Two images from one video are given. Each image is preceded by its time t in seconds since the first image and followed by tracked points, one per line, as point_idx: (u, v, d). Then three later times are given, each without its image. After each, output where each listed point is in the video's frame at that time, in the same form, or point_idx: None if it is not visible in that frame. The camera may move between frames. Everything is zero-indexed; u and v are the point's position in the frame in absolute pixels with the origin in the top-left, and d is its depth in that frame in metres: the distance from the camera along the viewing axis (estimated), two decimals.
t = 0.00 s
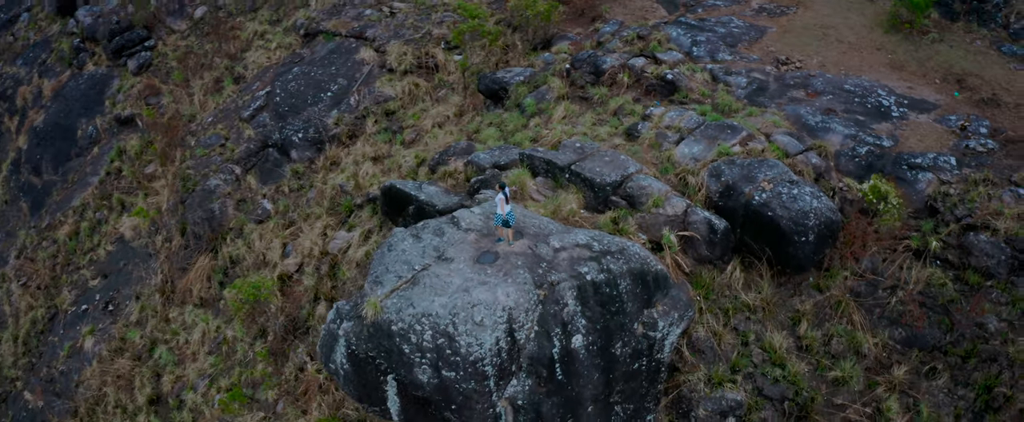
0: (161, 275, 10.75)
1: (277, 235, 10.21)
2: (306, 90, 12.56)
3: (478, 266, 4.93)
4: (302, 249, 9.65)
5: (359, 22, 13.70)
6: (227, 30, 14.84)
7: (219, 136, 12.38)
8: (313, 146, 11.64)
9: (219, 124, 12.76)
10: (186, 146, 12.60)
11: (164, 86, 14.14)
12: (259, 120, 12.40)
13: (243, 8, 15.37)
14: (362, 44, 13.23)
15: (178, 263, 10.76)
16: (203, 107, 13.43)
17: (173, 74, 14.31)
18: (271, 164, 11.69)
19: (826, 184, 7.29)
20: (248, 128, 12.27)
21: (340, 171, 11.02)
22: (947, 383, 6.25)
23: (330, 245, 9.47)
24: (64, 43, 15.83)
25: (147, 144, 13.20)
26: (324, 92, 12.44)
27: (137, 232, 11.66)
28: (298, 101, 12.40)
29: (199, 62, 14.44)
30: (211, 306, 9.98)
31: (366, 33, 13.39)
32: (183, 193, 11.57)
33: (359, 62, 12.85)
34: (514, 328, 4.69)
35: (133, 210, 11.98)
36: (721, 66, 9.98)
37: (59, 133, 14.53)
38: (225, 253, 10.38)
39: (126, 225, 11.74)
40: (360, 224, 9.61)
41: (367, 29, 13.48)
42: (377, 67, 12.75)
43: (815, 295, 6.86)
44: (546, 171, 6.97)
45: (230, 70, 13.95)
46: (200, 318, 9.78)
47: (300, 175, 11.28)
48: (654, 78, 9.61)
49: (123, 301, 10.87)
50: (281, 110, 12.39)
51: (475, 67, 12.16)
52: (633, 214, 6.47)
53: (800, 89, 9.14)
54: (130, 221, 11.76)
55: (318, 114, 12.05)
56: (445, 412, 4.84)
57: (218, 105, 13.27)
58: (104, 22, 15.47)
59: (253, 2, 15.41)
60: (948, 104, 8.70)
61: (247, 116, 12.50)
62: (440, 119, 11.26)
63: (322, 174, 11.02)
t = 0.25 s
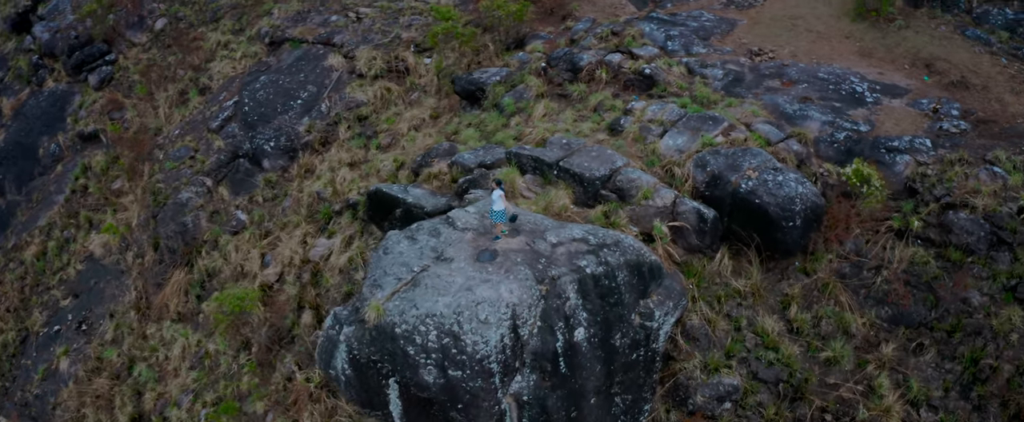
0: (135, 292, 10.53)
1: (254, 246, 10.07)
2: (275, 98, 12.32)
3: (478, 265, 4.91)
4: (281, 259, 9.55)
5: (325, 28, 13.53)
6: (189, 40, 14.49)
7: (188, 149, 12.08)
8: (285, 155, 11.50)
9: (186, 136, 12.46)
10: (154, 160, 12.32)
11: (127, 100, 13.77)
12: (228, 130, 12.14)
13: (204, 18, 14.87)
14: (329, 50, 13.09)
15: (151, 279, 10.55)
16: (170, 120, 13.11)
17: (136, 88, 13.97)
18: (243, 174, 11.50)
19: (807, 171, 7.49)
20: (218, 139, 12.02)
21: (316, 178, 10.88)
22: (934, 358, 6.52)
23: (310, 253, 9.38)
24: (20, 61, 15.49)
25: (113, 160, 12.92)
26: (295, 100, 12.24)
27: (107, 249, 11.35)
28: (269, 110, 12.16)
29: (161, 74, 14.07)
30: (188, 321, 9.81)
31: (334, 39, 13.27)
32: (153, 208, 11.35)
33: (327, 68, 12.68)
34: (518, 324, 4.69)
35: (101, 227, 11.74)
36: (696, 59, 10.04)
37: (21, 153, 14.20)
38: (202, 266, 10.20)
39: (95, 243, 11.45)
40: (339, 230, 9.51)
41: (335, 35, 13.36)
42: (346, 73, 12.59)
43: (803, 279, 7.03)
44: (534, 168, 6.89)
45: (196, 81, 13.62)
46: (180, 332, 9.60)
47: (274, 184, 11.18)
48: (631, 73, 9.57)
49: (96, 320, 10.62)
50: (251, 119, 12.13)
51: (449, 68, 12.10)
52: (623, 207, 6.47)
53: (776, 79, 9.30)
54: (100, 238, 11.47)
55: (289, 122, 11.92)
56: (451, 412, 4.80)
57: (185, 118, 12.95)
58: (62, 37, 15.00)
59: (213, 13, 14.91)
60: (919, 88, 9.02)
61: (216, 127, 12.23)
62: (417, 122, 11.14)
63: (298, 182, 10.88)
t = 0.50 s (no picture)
0: (115, 308, 10.38)
1: (237, 256, 9.99)
2: (251, 107, 12.24)
3: (483, 263, 4.90)
4: (266, 268, 9.49)
5: (297, 35, 13.46)
6: (158, 51, 14.28)
7: (163, 162, 11.80)
8: (264, 164, 11.29)
9: (160, 149, 12.15)
10: (128, 173, 12.06)
11: (96, 114, 13.48)
12: (203, 141, 11.93)
13: (172, 29, 14.74)
14: (304, 58, 12.99)
15: (131, 294, 10.37)
16: (142, 133, 12.81)
17: (105, 101, 13.67)
18: (220, 184, 11.29)
19: (795, 160, 7.66)
20: (193, 151, 11.79)
21: (297, 185, 10.81)
22: (925, 337, 6.79)
23: (297, 260, 9.42)
24: None
25: (84, 175, 12.66)
26: (271, 108, 12.14)
27: (83, 266, 11.17)
28: (244, 119, 12.07)
29: (130, 86, 13.78)
30: (172, 336, 9.65)
31: (307, 46, 13.20)
32: (131, 223, 11.04)
33: (302, 75, 12.56)
34: (527, 320, 4.70)
35: (76, 244, 11.52)
36: (677, 54, 10.10)
37: None
38: (183, 279, 10.04)
39: (71, 260, 11.26)
40: (326, 237, 9.59)
41: (308, 42, 13.31)
42: (321, 79, 12.48)
43: (795, 265, 7.25)
44: (527, 166, 6.90)
45: (167, 93, 13.37)
46: (165, 347, 9.45)
47: (253, 193, 11.04)
48: (615, 70, 9.61)
49: (76, 338, 10.42)
50: (226, 129, 12.02)
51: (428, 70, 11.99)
52: (618, 202, 6.52)
53: (757, 71, 9.43)
54: (75, 255, 11.32)
55: (265, 130, 11.79)
56: (461, 412, 4.78)
57: (157, 130, 12.67)
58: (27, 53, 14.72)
59: (181, 23, 14.80)
60: (897, 76, 9.27)
61: (190, 139, 11.98)
62: (399, 126, 11.06)
63: (279, 191, 10.80)
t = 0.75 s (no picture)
0: (96, 326, 10.21)
1: (222, 269, 9.94)
2: (228, 118, 12.08)
3: (491, 264, 4.91)
4: (254, 279, 9.45)
5: (272, 44, 13.34)
6: (129, 65, 14.07)
7: (140, 176, 11.73)
8: (244, 174, 11.28)
9: (136, 164, 12.03)
10: (105, 189, 11.88)
11: (69, 131, 13.25)
12: (180, 154, 11.79)
13: (142, 42, 14.52)
14: (280, 66, 12.87)
15: (113, 312, 10.25)
16: (116, 148, 12.65)
17: (78, 118, 13.45)
18: (200, 197, 11.22)
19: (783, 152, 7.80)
20: (170, 164, 11.67)
21: (280, 196, 10.79)
22: (917, 320, 7.00)
23: (285, 270, 9.40)
24: None
25: (58, 193, 12.39)
26: (249, 118, 12.01)
27: (61, 285, 10.96)
28: (222, 130, 11.91)
29: (103, 101, 13.61)
30: (158, 352, 9.49)
31: (283, 55, 13.09)
32: (110, 238, 10.96)
33: (279, 84, 12.47)
34: (537, 319, 4.73)
35: (53, 263, 11.30)
36: (660, 52, 10.18)
37: None
38: (166, 295, 9.97)
39: (48, 279, 11.04)
40: (314, 246, 9.55)
41: (284, 51, 13.18)
42: (299, 88, 12.44)
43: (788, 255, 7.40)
44: (523, 167, 6.92)
45: (140, 107, 13.21)
46: (151, 364, 9.28)
47: (235, 205, 10.97)
48: (601, 69, 9.61)
49: (57, 359, 10.21)
50: (203, 141, 11.85)
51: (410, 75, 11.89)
52: (616, 199, 6.57)
53: (741, 66, 9.58)
54: (53, 274, 11.09)
55: (244, 141, 11.68)
56: (473, 413, 4.77)
57: (133, 144, 12.52)
58: None
59: (151, 35, 14.58)
60: (876, 67, 9.48)
61: (168, 153, 11.87)
62: (383, 132, 10.93)
63: (262, 201, 10.75)
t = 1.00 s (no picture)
0: (79, 346, 10.01)
1: (207, 282, 9.80)
2: (206, 129, 11.91)
3: (499, 264, 4.91)
4: (241, 292, 9.36)
5: (248, 53, 13.23)
6: (100, 80, 13.86)
7: (117, 191, 11.45)
8: (224, 186, 11.12)
9: (112, 179, 11.77)
10: (81, 206, 11.63)
11: (40, 148, 12.98)
12: (158, 168, 11.61)
13: (111, 55, 14.31)
14: (256, 76, 12.72)
15: (96, 331, 10.08)
16: (90, 164, 12.39)
17: (49, 134, 13.19)
18: (179, 210, 11.04)
19: (772, 144, 7.97)
20: (148, 178, 11.47)
21: (263, 206, 10.64)
22: (908, 303, 7.22)
23: (273, 281, 9.32)
24: None
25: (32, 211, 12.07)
26: (226, 129, 11.87)
27: (40, 306, 10.73)
28: (200, 142, 11.76)
29: (75, 117, 13.38)
30: (145, 370, 9.36)
31: (259, 64, 12.97)
32: (89, 256, 10.76)
33: (256, 94, 12.33)
34: (548, 317, 4.74)
35: (30, 283, 11.04)
36: (644, 50, 10.17)
37: None
38: (150, 311, 9.79)
39: (26, 300, 10.78)
40: (302, 255, 9.44)
41: (259, 60, 13.08)
42: (277, 97, 12.29)
43: (781, 245, 7.57)
44: (518, 167, 6.89)
45: (114, 121, 12.96)
46: (139, 382, 9.14)
47: (216, 217, 10.82)
48: (587, 69, 9.56)
49: (40, 381, 10.02)
50: (181, 154, 11.69)
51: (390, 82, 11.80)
52: (613, 196, 6.62)
53: (724, 62, 9.70)
54: (30, 294, 10.82)
55: (223, 153, 11.55)
56: (486, 414, 4.77)
57: (107, 160, 12.26)
58: None
59: (121, 48, 14.35)
60: (855, 59, 9.70)
61: (144, 167, 11.65)
62: (367, 139, 10.83)
63: (245, 212, 10.61)
